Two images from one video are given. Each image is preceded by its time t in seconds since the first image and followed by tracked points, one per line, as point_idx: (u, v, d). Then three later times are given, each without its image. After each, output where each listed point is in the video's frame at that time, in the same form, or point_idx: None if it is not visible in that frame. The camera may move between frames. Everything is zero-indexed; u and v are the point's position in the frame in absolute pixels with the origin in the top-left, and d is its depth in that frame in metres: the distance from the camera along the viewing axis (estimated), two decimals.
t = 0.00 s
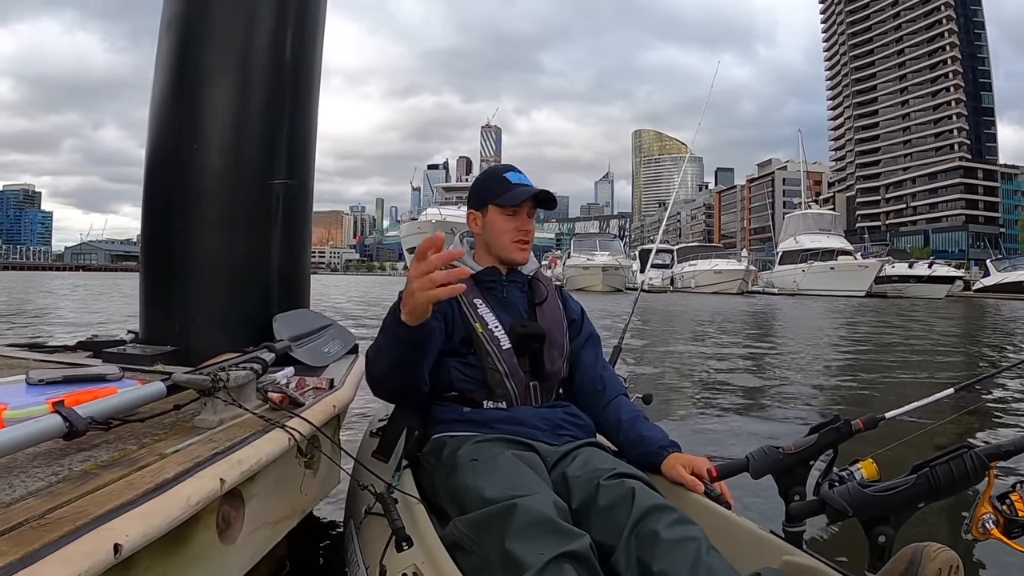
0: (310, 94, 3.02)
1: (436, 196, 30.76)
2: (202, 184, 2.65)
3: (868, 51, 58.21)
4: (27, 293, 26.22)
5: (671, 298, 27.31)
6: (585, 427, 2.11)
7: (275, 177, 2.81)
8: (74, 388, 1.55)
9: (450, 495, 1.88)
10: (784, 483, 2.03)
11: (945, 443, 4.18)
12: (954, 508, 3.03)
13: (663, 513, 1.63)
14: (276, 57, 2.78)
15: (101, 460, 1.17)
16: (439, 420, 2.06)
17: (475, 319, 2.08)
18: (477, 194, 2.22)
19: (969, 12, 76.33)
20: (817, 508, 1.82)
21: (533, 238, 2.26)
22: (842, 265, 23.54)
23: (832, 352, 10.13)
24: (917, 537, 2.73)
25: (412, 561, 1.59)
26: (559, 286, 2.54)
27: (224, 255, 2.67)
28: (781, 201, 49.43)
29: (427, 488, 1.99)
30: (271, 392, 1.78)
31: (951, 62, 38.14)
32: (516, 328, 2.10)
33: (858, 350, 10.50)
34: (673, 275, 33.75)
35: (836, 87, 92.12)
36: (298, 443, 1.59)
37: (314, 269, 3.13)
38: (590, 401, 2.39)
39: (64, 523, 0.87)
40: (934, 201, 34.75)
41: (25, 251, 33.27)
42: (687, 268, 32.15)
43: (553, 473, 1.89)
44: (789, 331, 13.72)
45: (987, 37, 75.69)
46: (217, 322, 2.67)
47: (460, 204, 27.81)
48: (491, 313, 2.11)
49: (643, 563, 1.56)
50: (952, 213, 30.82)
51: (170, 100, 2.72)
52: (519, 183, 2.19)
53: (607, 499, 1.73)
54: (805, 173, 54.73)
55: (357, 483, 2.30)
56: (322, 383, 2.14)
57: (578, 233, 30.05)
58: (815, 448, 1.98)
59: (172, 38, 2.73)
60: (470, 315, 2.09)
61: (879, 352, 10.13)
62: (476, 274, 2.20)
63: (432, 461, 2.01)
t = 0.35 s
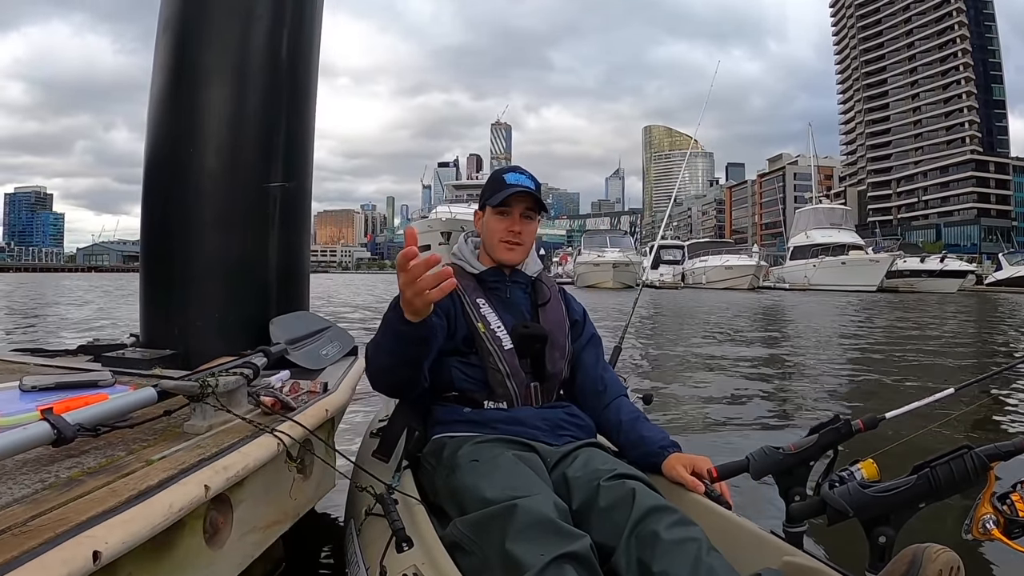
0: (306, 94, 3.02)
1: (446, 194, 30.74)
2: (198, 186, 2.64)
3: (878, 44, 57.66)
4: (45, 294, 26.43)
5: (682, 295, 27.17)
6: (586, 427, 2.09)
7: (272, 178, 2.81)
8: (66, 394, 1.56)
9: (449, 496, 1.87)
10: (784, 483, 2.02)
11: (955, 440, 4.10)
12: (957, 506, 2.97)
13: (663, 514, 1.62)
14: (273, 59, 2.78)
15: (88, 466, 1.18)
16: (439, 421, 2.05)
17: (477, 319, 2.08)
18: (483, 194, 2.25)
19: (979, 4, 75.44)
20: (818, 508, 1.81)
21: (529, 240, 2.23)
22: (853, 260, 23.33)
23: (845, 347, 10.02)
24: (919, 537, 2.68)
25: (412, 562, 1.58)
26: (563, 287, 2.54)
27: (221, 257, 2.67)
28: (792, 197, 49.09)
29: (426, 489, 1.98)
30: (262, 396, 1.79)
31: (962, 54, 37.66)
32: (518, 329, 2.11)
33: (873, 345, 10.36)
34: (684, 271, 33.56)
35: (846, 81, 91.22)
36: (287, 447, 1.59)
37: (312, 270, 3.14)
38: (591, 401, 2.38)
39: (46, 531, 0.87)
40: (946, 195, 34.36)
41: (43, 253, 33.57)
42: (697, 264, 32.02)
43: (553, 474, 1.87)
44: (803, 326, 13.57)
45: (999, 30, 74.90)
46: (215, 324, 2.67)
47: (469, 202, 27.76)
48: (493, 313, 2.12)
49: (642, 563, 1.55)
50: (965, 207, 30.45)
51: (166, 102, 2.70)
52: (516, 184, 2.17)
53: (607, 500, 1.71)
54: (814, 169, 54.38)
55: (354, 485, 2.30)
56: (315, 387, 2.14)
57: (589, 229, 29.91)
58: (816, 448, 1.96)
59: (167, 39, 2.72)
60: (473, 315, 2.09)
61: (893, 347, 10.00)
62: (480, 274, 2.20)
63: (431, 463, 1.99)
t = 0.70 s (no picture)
0: (302, 98, 3.03)
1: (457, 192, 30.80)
2: (196, 190, 2.65)
3: (888, 32, 56.89)
4: (67, 298, 26.81)
5: (693, 289, 27.05)
6: (586, 427, 2.06)
7: (269, 182, 2.81)
8: (61, 400, 1.59)
9: (448, 497, 1.84)
10: (785, 483, 1.94)
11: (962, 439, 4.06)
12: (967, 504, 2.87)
13: (663, 515, 1.59)
14: (268, 64, 2.79)
15: (79, 470, 1.20)
16: (439, 420, 2.02)
17: (480, 317, 2.07)
18: (485, 198, 2.27)
19: None
20: (818, 509, 1.78)
21: (528, 241, 2.22)
22: (865, 252, 23.09)
23: (863, 341, 9.88)
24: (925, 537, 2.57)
25: (412, 563, 1.58)
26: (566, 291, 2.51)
27: (220, 261, 2.67)
28: (804, 189, 48.64)
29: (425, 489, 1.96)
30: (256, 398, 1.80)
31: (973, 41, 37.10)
32: (519, 328, 2.08)
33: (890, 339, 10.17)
34: (697, 265, 33.36)
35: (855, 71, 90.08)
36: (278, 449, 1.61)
37: (310, 273, 3.15)
38: (592, 401, 2.30)
39: (29, 534, 0.89)
40: (959, 184, 33.90)
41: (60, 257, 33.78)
42: (709, 258, 31.89)
43: (552, 475, 1.84)
44: (820, 319, 13.42)
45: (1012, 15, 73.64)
46: (214, 327, 2.67)
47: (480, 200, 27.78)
48: (495, 312, 2.10)
49: (642, 563, 1.52)
50: (978, 196, 30.03)
51: (163, 108, 2.71)
52: (515, 185, 2.18)
53: (608, 500, 1.68)
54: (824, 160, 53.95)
55: (352, 487, 2.29)
56: (310, 390, 2.16)
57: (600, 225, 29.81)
58: (816, 449, 1.88)
59: (163, 45, 2.73)
60: (475, 313, 2.07)
61: (911, 340, 9.84)
62: (484, 274, 2.17)
63: (430, 463, 1.96)
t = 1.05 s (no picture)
0: (303, 100, 3.03)
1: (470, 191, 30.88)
2: (196, 194, 2.67)
3: (900, 27, 56.27)
4: (94, 299, 27.40)
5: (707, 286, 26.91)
6: (587, 427, 1.90)
7: (269, 183, 2.81)
8: (58, 400, 1.62)
9: (445, 497, 1.72)
10: (783, 483, 1.87)
11: (968, 439, 4.05)
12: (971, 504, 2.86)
13: (663, 515, 1.49)
14: (267, 66, 2.79)
15: (72, 469, 1.23)
16: (439, 420, 1.85)
17: (481, 315, 1.89)
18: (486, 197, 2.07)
19: None
20: (817, 508, 1.72)
21: (532, 243, 2.03)
22: (878, 248, 22.79)
23: (882, 339, 9.68)
24: (925, 537, 2.54)
25: (412, 562, 1.48)
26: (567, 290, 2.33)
27: (221, 263, 2.69)
28: (817, 186, 48.27)
29: (426, 488, 1.81)
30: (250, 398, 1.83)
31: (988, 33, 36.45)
32: (522, 327, 1.89)
33: (910, 335, 9.99)
34: (710, 263, 33.22)
35: (868, 65, 88.92)
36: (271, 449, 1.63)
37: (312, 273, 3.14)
38: (593, 400, 2.16)
39: (19, 529, 0.92)
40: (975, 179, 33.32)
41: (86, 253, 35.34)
42: (723, 256, 31.72)
43: (552, 474, 1.70)
44: (838, 317, 13.19)
45: None
46: (216, 329, 2.69)
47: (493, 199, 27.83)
48: (498, 310, 1.92)
49: (642, 563, 1.43)
50: (994, 190, 29.51)
51: (164, 114, 2.73)
52: (518, 185, 1.98)
53: (608, 500, 1.57)
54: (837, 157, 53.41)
55: (353, 488, 2.16)
56: (306, 390, 2.19)
57: (612, 224, 29.84)
58: (816, 448, 1.81)
59: (164, 51, 2.75)
60: (477, 311, 1.89)
61: (931, 337, 9.62)
62: (486, 274, 1.98)
63: (431, 463, 1.80)
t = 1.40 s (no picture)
0: (308, 100, 3.05)
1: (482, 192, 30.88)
2: (202, 193, 2.70)
3: (915, 28, 55.80)
4: (112, 297, 27.68)
5: (719, 288, 26.77)
6: (587, 428, 1.89)
7: (274, 183, 2.84)
8: (61, 392, 1.65)
9: (444, 495, 1.71)
10: (783, 483, 1.80)
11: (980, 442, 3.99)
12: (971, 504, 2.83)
13: (663, 514, 1.49)
14: (274, 67, 2.82)
15: (71, 458, 1.25)
16: (439, 420, 1.84)
17: (483, 315, 1.87)
18: (494, 197, 2.07)
19: None
20: (818, 508, 1.69)
21: (539, 243, 2.03)
22: (892, 251, 22.57)
23: (897, 341, 9.58)
24: (922, 536, 2.53)
25: (411, 561, 1.47)
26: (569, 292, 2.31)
27: (227, 262, 2.71)
28: (829, 188, 47.88)
29: (425, 487, 1.80)
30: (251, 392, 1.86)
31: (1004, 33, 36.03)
32: (523, 326, 1.88)
33: (925, 339, 9.86)
34: (722, 264, 33.02)
35: (882, 66, 88.17)
36: (269, 442, 1.65)
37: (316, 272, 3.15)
38: (594, 401, 2.10)
39: (16, 513, 0.94)
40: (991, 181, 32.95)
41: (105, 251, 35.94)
42: (735, 258, 31.54)
43: (552, 475, 1.70)
44: (853, 319, 13.08)
45: None
46: (221, 326, 2.71)
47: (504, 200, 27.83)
48: (500, 309, 1.90)
49: (642, 563, 1.43)
50: (1011, 192, 29.16)
51: (172, 114, 2.76)
52: (527, 186, 1.98)
53: (608, 500, 1.57)
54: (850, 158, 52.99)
55: (353, 486, 2.16)
56: (307, 387, 2.21)
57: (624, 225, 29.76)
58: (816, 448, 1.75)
59: (172, 51, 2.78)
60: (479, 310, 1.88)
61: (946, 340, 9.51)
62: (489, 273, 1.97)
63: (431, 462, 1.79)
